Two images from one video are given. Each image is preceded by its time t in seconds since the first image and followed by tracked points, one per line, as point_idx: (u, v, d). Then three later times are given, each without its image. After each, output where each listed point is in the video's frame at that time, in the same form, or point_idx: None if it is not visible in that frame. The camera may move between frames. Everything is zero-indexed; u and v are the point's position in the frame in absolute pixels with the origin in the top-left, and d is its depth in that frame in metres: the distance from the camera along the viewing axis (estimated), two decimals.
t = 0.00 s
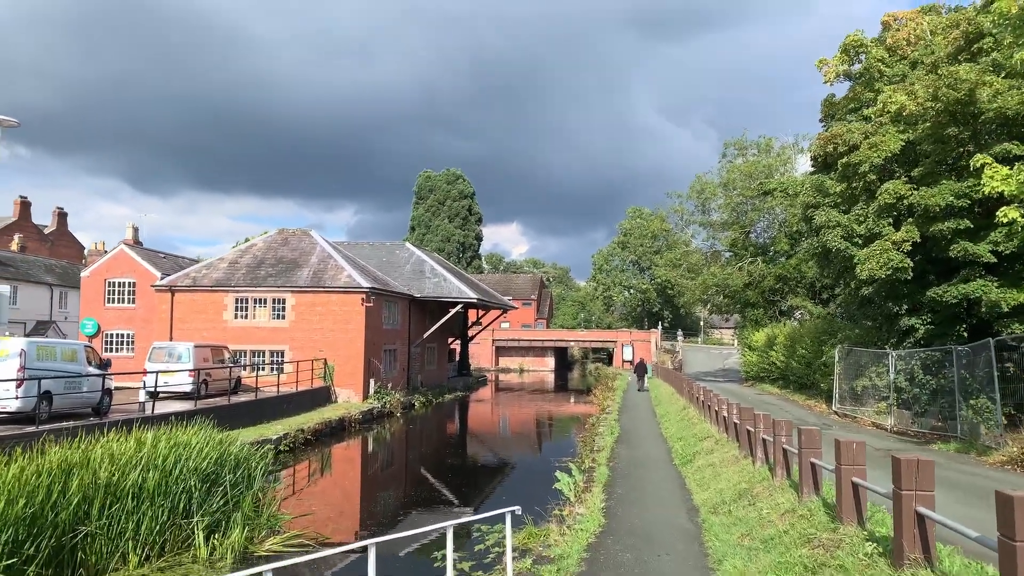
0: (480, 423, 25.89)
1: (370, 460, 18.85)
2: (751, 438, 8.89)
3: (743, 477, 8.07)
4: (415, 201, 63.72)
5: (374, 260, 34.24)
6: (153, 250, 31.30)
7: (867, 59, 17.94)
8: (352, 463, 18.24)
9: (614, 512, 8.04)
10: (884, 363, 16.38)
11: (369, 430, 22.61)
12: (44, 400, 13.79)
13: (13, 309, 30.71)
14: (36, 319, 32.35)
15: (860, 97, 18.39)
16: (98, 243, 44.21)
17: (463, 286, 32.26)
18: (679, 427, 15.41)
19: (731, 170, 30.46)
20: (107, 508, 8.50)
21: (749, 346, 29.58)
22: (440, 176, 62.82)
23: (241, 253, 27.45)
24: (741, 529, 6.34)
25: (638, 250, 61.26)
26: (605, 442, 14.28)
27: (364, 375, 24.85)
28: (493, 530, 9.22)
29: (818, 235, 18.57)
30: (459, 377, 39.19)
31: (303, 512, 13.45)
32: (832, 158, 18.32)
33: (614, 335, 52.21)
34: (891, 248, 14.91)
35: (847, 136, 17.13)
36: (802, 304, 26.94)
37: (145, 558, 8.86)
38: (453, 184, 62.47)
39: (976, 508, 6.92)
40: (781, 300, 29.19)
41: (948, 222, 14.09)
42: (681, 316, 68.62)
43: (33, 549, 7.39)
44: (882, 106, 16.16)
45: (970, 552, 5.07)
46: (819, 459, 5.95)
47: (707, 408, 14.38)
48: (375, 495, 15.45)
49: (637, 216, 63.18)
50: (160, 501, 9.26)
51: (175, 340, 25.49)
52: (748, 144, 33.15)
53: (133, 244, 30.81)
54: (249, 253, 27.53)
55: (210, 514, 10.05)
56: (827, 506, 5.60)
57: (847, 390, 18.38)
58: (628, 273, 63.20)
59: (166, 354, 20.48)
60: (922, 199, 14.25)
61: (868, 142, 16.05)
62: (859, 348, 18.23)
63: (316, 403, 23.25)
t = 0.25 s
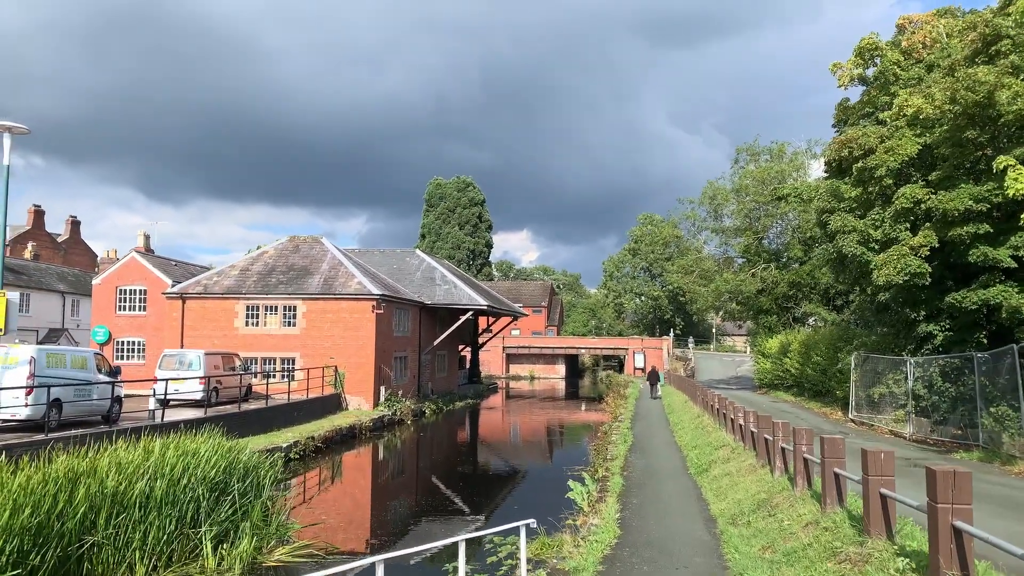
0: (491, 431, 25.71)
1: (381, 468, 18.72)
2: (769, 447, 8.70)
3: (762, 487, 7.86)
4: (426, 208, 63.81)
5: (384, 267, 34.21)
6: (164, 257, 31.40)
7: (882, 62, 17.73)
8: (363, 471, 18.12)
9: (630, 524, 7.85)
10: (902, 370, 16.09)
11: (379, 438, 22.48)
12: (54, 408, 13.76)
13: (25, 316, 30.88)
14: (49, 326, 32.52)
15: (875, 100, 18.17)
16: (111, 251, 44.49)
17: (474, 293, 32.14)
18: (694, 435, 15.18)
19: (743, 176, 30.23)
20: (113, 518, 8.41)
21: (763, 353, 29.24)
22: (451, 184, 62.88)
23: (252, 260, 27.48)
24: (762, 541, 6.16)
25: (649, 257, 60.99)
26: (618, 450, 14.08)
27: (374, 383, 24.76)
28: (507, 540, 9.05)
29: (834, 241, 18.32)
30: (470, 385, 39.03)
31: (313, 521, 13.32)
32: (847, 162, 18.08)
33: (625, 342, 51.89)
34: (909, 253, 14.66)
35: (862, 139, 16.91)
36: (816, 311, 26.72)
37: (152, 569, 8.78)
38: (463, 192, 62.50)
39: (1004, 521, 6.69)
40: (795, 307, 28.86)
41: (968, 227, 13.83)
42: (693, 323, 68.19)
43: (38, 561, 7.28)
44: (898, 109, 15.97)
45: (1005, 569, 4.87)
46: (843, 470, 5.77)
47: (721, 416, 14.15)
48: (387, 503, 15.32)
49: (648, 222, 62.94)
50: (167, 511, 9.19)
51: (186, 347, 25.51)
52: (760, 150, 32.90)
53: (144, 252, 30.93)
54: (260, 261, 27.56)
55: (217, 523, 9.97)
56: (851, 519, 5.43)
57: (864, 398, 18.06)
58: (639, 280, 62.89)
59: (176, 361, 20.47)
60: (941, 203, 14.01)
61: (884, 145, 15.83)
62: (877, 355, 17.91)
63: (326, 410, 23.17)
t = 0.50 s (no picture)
0: (499, 436, 25.50)
1: (388, 474, 18.54)
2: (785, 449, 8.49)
3: (778, 490, 7.65)
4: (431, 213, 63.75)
5: (390, 272, 34.09)
6: (169, 264, 31.36)
7: (891, 59, 17.49)
8: (370, 476, 17.94)
9: (643, 529, 7.64)
10: (915, 371, 15.82)
11: (386, 443, 22.30)
12: (57, 415, 13.64)
13: (31, 324, 30.89)
14: (55, 334, 32.51)
15: (885, 97, 17.94)
16: (117, 259, 44.57)
17: (480, 296, 31.97)
18: (705, 438, 14.94)
19: (751, 176, 29.96)
20: (115, 526, 8.24)
21: (772, 355, 28.93)
22: (456, 189, 62.82)
23: (257, 266, 27.40)
24: (782, 547, 5.95)
25: (656, 260, 60.71)
26: (628, 454, 13.86)
27: (381, 388, 24.60)
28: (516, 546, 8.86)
29: (845, 240, 18.06)
30: (477, 389, 38.83)
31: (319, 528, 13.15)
32: (858, 160, 17.83)
33: (632, 345, 51.60)
34: (922, 251, 14.41)
35: (873, 137, 16.67)
36: (826, 312, 26.73)
37: None
38: (468, 196, 62.41)
39: None
40: (804, 308, 28.57)
41: (982, 224, 13.57)
42: (700, 325, 67.85)
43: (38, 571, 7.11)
44: (909, 106, 15.75)
45: None
46: (866, 471, 5.57)
47: (733, 418, 13.92)
48: (395, 509, 15.14)
49: (654, 225, 62.68)
50: (171, 518, 9.03)
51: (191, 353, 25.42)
52: (767, 150, 32.67)
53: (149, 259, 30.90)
54: (265, 266, 27.48)
55: (222, 531, 9.80)
56: (877, 523, 5.23)
57: (877, 400, 17.76)
58: (646, 283, 62.59)
59: (181, 367, 20.38)
60: (954, 200, 13.77)
61: (896, 142, 15.60)
62: (890, 356, 17.62)
63: (332, 416, 23.02)
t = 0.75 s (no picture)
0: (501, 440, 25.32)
1: (390, 480, 18.37)
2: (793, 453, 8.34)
3: (786, 496, 7.50)
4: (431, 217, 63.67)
5: (390, 276, 33.96)
6: (168, 271, 31.24)
7: (892, 58, 17.36)
8: (372, 483, 17.77)
9: (649, 536, 7.49)
10: (921, 371, 15.65)
11: (387, 449, 22.13)
12: (54, 424, 13.50)
13: (30, 332, 30.77)
14: (54, 342, 32.38)
15: (887, 96, 17.80)
16: (116, 266, 44.48)
17: (481, 300, 31.82)
18: (709, 442, 14.77)
19: (752, 177, 29.81)
20: (110, 538, 8.05)
21: (775, 357, 28.74)
22: (456, 193, 62.72)
23: (256, 272, 27.28)
24: (793, 555, 5.79)
25: (656, 262, 60.58)
26: (632, 458, 13.70)
27: (381, 393, 24.45)
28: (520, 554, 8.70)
29: (848, 240, 17.92)
30: (479, 394, 38.66)
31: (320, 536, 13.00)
32: (860, 159, 17.68)
33: (634, 348, 51.41)
34: (926, 251, 14.25)
35: (875, 135, 16.53)
36: (828, 313, 26.58)
37: None
38: (468, 200, 62.33)
39: None
40: (806, 309, 28.41)
41: (986, 223, 13.41)
42: (702, 327, 67.65)
43: None
44: (910, 104, 15.62)
45: None
46: (880, 477, 5.40)
47: (737, 421, 13.75)
48: (397, 516, 14.97)
49: (655, 227, 62.55)
50: (167, 529, 8.86)
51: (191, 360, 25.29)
52: (768, 151, 32.53)
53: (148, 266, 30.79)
54: (264, 272, 27.35)
55: (219, 542, 9.62)
56: (891, 531, 5.07)
57: (882, 401, 17.59)
58: (646, 285, 62.41)
59: (180, 374, 20.23)
60: (957, 199, 13.62)
61: (898, 141, 15.46)
62: (894, 357, 17.44)
63: (333, 422, 22.86)
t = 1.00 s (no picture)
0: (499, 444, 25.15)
1: (387, 484, 18.18)
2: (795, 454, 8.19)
3: (789, 498, 7.35)
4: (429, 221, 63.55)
5: (388, 279, 33.81)
6: (164, 274, 31.06)
7: (891, 57, 17.26)
8: (369, 487, 17.59)
9: (649, 540, 7.32)
10: (922, 372, 15.51)
11: (385, 453, 21.95)
12: (46, 429, 13.30)
13: (25, 337, 30.55)
14: (49, 346, 32.17)
15: (886, 95, 17.69)
16: (113, 270, 44.27)
17: (479, 303, 31.66)
18: (710, 444, 14.61)
19: (750, 179, 29.71)
20: (98, 545, 7.81)
21: (775, 358, 28.60)
22: (454, 196, 62.61)
23: (252, 275, 27.11)
24: (798, 559, 5.63)
25: (655, 264, 60.51)
26: (631, 461, 13.55)
27: (379, 397, 24.27)
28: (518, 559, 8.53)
29: (848, 240, 17.80)
30: (477, 397, 38.49)
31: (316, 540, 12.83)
32: (860, 159, 17.56)
33: (633, 351, 51.25)
34: (927, 251, 14.12)
35: (875, 134, 16.41)
36: (828, 314, 26.46)
37: None
38: (466, 204, 62.20)
39: None
40: (806, 310, 28.28)
41: (988, 222, 13.27)
42: (701, 330, 67.55)
43: None
44: (910, 103, 15.51)
45: None
46: (886, 478, 5.26)
47: (738, 423, 13.60)
48: (394, 520, 14.79)
49: (653, 230, 62.48)
50: (157, 535, 8.64)
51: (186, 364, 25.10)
52: (766, 152, 32.45)
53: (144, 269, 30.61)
54: (261, 275, 27.19)
55: (210, 548, 9.42)
56: (900, 534, 4.91)
57: (883, 402, 17.44)
58: (645, 288, 62.30)
59: (176, 378, 20.04)
60: (958, 198, 13.49)
61: (898, 140, 15.35)
62: (895, 357, 17.30)
63: (329, 426, 22.68)
